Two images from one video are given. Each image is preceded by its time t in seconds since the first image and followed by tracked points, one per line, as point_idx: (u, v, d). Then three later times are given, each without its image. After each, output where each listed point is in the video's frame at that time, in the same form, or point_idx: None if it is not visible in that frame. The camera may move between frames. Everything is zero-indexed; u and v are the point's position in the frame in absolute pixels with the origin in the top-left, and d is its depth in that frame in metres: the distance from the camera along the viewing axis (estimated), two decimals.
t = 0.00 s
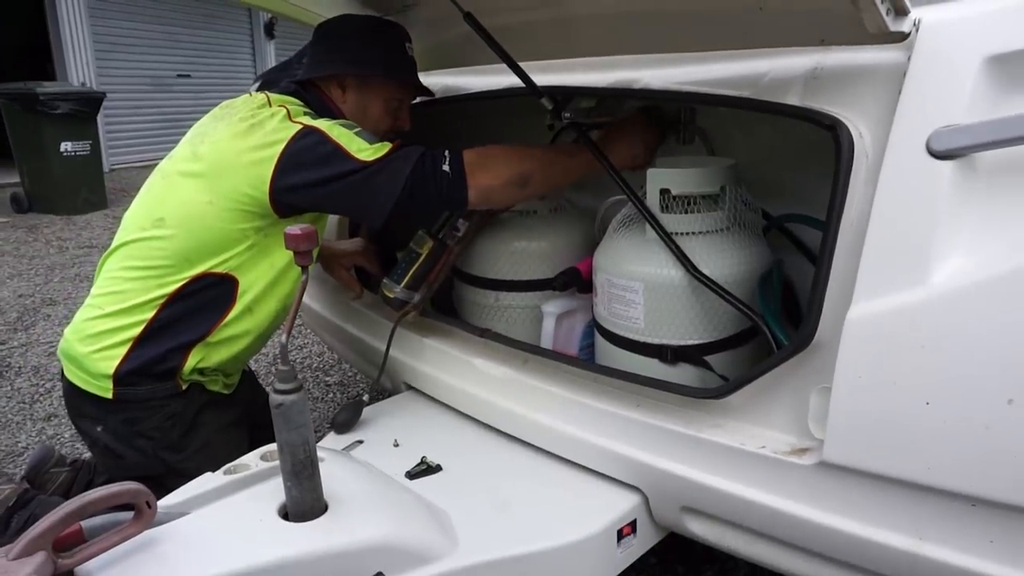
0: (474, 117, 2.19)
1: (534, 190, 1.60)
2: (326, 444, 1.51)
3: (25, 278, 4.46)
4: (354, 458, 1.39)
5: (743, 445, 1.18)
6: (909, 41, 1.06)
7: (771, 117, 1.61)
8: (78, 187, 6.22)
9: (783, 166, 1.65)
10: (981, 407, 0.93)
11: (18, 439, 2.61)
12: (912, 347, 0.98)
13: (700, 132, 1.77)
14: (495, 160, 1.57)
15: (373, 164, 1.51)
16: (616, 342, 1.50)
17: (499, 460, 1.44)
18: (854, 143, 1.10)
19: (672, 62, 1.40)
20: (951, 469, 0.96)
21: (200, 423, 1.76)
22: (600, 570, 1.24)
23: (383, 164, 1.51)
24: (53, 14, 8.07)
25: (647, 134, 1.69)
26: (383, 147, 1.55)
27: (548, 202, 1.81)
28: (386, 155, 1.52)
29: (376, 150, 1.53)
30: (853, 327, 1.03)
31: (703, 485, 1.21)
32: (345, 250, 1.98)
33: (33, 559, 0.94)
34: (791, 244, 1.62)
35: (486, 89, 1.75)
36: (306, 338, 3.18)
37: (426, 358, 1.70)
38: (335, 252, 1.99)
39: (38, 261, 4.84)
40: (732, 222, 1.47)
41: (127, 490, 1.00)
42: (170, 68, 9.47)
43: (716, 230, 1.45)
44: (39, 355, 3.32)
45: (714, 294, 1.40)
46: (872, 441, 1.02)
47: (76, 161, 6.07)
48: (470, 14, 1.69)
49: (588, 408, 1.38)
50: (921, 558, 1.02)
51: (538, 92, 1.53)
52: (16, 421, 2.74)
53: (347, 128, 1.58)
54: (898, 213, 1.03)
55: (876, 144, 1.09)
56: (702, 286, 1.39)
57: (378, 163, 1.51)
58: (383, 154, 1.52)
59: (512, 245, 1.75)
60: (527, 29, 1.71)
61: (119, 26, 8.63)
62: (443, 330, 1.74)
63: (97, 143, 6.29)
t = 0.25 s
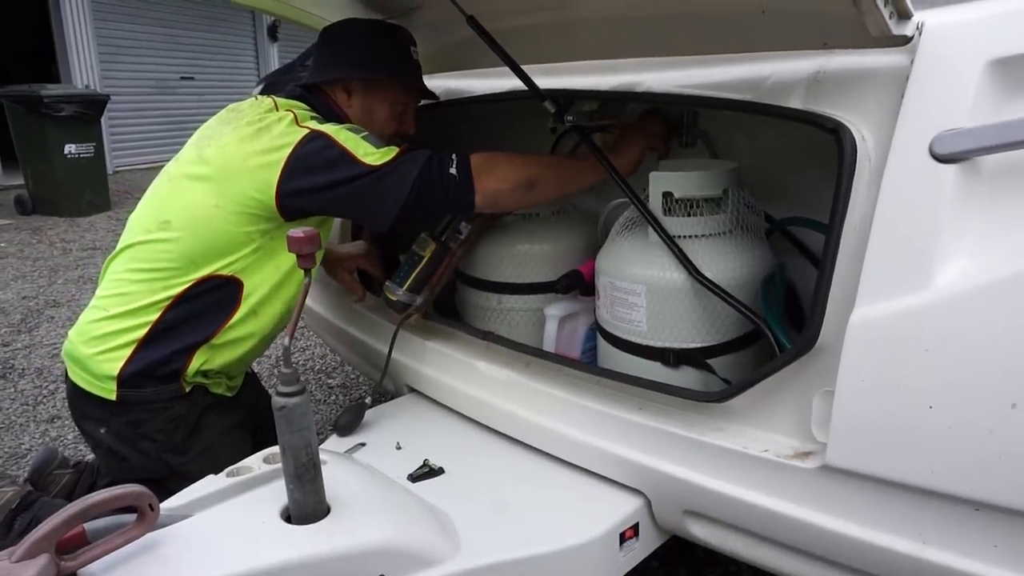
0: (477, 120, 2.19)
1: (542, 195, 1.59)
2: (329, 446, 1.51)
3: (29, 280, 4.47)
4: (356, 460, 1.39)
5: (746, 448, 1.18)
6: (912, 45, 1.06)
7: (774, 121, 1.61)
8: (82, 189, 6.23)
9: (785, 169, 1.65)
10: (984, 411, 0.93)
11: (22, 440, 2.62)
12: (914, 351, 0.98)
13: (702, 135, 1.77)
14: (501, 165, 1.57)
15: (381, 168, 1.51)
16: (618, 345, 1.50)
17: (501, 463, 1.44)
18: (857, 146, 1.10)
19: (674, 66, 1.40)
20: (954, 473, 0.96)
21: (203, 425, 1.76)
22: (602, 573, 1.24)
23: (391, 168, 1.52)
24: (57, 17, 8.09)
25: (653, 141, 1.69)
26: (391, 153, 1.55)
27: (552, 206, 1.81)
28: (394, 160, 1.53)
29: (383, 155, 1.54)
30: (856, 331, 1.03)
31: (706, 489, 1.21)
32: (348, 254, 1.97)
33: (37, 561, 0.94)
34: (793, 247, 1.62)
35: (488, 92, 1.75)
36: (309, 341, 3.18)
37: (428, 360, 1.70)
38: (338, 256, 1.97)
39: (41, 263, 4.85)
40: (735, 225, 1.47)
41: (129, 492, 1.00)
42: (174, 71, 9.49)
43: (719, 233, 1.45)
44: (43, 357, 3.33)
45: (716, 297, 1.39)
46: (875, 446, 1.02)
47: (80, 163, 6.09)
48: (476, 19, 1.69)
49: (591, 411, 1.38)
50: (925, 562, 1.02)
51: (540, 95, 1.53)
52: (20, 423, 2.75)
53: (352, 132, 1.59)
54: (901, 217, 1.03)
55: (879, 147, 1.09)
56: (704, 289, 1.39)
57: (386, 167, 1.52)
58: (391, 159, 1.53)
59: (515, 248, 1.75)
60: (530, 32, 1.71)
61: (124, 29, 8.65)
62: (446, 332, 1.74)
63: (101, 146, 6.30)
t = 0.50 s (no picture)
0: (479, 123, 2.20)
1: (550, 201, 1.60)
2: (332, 449, 1.51)
3: (32, 284, 4.48)
4: (360, 463, 1.39)
5: (749, 450, 1.18)
6: (913, 46, 1.06)
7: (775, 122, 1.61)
8: (85, 193, 6.24)
9: (787, 171, 1.65)
10: (988, 412, 0.93)
11: (26, 444, 2.62)
12: (918, 352, 0.98)
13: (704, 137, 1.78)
14: (508, 170, 1.58)
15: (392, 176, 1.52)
16: (620, 348, 1.50)
17: (504, 466, 1.44)
18: (858, 147, 1.10)
19: (675, 68, 1.40)
20: (956, 475, 0.96)
21: (207, 429, 1.77)
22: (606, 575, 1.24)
23: (402, 175, 1.52)
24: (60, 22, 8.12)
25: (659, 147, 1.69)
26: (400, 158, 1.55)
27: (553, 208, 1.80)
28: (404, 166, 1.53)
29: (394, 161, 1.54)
30: (858, 332, 1.03)
31: (709, 490, 1.21)
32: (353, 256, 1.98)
33: (42, 565, 0.95)
34: (795, 248, 1.62)
35: (490, 94, 1.75)
36: (312, 344, 3.18)
37: (431, 363, 1.70)
38: (342, 258, 1.97)
39: (45, 267, 4.86)
40: (737, 227, 1.47)
41: (134, 496, 1.00)
42: (177, 75, 9.51)
43: (721, 235, 1.45)
44: (47, 361, 3.34)
45: (718, 299, 1.40)
46: (878, 447, 1.02)
47: (83, 167, 6.10)
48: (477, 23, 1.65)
49: (593, 414, 1.38)
50: (929, 564, 1.02)
51: (542, 98, 1.54)
52: (24, 427, 2.76)
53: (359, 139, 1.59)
54: (904, 218, 1.03)
55: (880, 149, 1.09)
56: (706, 291, 1.39)
57: (397, 174, 1.52)
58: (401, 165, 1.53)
59: (517, 250, 1.75)
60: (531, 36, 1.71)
61: (126, 34, 8.67)
62: (449, 335, 1.74)
63: (104, 150, 6.32)
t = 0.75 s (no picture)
0: (479, 124, 2.20)
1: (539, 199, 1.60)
2: (332, 451, 1.51)
3: (33, 286, 4.48)
4: (360, 465, 1.39)
5: (749, 451, 1.18)
6: (912, 47, 1.06)
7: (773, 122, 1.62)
8: (85, 195, 6.25)
9: (786, 172, 1.65)
10: (987, 413, 0.93)
11: (26, 446, 2.62)
12: (917, 352, 0.98)
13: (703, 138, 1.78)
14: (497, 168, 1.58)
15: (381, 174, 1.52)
16: (620, 348, 1.50)
17: (503, 467, 1.44)
18: (857, 148, 1.11)
19: (675, 69, 1.41)
20: (956, 475, 0.96)
21: (207, 429, 1.77)
22: None
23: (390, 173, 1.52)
24: (60, 24, 8.12)
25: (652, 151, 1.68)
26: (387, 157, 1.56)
27: (553, 209, 1.80)
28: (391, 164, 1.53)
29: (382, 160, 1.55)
30: (858, 333, 1.03)
31: (709, 491, 1.21)
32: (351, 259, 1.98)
33: (43, 566, 0.95)
34: (794, 249, 1.62)
35: (489, 95, 1.75)
36: (313, 345, 3.19)
37: (431, 364, 1.70)
38: (342, 262, 1.98)
39: (45, 268, 4.86)
40: (736, 228, 1.47)
41: (134, 497, 1.01)
42: (177, 77, 9.52)
43: (720, 236, 1.45)
44: (47, 362, 3.34)
45: (718, 300, 1.40)
46: (877, 448, 1.02)
47: (83, 169, 6.10)
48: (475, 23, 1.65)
49: (593, 414, 1.38)
50: (929, 564, 1.02)
51: (542, 100, 1.54)
52: (25, 428, 2.76)
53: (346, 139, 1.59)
54: (903, 218, 1.03)
55: (879, 149, 1.09)
56: (705, 292, 1.39)
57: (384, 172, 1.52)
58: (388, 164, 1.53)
59: (517, 252, 1.75)
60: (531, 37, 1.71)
61: (126, 36, 8.68)
62: (449, 337, 1.73)
63: (104, 152, 6.32)
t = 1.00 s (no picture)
0: (478, 125, 2.21)
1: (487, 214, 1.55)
2: (331, 452, 1.51)
3: (33, 288, 4.48)
4: (360, 466, 1.39)
5: (748, 451, 1.18)
6: (911, 47, 1.06)
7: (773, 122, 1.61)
8: (85, 197, 6.25)
9: (786, 172, 1.65)
10: (985, 413, 0.93)
11: (26, 448, 2.63)
12: (916, 353, 0.98)
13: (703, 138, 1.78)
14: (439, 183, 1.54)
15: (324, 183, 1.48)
16: (620, 349, 1.50)
17: (503, 468, 1.44)
18: (856, 149, 1.11)
19: (673, 70, 1.41)
20: (956, 475, 0.96)
21: (199, 433, 1.79)
22: None
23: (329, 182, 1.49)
24: (60, 25, 8.13)
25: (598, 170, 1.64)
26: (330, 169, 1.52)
27: (552, 209, 1.80)
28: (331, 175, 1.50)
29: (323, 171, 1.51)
30: (857, 332, 1.04)
31: (709, 491, 1.21)
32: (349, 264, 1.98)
33: (43, 568, 0.95)
34: (793, 249, 1.62)
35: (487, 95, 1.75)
36: (312, 346, 3.19)
37: (431, 365, 1.70)
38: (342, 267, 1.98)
39: (45, 271, 4.86)
40: (735, 228, 1.47)
41: (133, 500, 1.01)
42: (177, 79, 9.52)
43: (720, 236, 1.45)
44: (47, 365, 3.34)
45: (717, 300, 1.40)
46: (877, 448, 1.02)
47: (83, 171, 6.11)
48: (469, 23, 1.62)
49: (593, 415, 1.38)
50: (929, 564, 1.02)
51: (541, 100, 1.55)
52: (25, 430, 2.76)
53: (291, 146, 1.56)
54: (902, 218, 1.03)
55: (878, 149, 1.09)
56: (705, 292, 1.39)
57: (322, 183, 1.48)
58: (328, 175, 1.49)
59: (515, 252, 1.75)
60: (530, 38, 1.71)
61: (125, 38, 8.68)
62: (449, 338, 1.73)
63: (104, 154, 6.32)
